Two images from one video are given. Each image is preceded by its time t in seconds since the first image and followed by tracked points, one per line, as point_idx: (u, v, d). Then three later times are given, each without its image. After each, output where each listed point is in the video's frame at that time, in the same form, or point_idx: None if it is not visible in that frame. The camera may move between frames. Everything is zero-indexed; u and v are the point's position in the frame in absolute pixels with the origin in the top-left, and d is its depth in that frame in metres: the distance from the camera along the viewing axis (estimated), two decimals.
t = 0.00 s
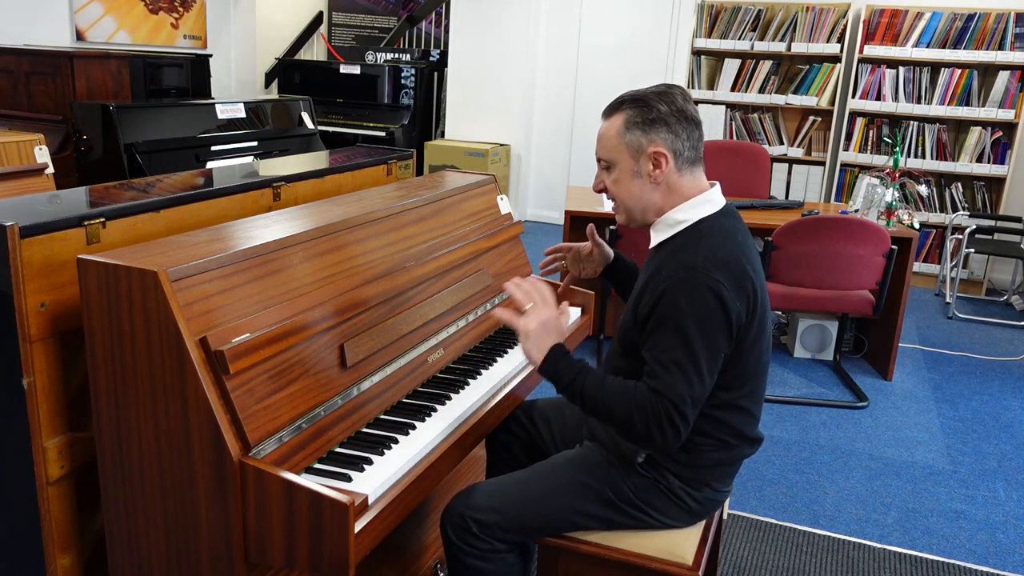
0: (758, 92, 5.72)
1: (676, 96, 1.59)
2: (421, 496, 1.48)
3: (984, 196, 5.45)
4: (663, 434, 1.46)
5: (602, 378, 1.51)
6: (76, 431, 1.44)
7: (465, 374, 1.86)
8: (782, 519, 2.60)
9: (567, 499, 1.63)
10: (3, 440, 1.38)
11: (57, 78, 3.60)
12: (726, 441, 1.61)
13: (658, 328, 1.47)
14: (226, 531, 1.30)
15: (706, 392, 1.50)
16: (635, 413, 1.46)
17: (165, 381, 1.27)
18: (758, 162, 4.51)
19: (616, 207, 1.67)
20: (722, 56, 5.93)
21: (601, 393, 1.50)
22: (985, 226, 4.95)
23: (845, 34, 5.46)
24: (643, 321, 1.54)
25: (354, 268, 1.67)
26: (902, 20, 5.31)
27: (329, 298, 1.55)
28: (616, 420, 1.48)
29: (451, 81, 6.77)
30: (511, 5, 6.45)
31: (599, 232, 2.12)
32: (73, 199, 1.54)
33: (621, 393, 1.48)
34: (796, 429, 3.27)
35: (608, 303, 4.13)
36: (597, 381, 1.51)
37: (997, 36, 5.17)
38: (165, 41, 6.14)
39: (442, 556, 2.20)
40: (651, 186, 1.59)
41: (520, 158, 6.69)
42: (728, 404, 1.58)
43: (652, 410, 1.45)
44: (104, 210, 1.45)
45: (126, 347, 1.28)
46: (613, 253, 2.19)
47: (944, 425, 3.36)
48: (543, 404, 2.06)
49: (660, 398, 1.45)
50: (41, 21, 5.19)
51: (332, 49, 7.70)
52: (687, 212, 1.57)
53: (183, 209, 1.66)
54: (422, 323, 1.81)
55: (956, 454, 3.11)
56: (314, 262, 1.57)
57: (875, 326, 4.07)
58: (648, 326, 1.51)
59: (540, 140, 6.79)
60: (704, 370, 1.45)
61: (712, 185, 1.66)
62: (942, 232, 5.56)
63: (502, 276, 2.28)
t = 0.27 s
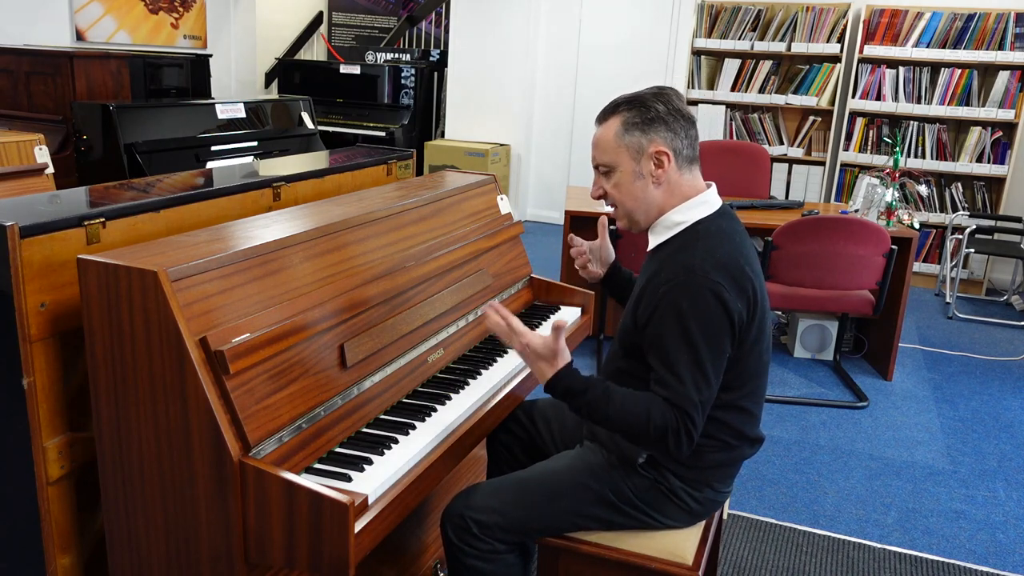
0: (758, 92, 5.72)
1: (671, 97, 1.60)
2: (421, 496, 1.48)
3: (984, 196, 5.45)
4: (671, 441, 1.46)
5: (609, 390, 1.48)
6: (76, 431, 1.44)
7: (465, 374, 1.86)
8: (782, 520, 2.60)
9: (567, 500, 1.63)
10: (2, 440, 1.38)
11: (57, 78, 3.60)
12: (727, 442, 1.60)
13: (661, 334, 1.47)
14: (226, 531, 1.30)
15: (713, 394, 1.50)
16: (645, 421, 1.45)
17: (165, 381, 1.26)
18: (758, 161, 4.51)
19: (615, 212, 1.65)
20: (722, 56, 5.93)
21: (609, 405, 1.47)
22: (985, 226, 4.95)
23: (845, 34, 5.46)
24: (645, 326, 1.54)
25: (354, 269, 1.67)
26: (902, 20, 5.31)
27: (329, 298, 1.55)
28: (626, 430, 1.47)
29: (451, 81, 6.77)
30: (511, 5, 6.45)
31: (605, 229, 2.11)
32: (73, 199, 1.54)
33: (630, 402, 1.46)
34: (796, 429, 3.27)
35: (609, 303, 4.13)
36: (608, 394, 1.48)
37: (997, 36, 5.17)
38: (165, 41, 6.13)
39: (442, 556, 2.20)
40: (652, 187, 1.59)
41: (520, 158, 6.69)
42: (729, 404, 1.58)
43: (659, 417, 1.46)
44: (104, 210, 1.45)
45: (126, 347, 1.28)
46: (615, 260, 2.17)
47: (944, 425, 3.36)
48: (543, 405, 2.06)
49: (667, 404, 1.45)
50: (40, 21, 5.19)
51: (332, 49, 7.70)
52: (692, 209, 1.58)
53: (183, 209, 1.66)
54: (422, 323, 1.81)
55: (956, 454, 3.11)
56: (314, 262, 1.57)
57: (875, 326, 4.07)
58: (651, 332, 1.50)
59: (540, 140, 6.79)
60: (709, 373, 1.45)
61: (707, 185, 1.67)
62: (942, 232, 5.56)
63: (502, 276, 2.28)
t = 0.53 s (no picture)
0: (758, 92, 5.72)
1: (661, 105, 1.57)
2: (421, 496, 1.48)
3: (984, 196, 5.44)
4: (676, 448, 1.48)
5: (592, 422, 1.52)
6: (77, 431, 1.44)
7: (465, 374, 1.86)
8: (782, 519, 2.60)
9: (570, 502, 1.62)
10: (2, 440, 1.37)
11: (57, 78, 3.61)
12: (728, 442, 1.60)
13: (663, 340, 1.47)
14: (227, 532, 1.30)
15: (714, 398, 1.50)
16: (640, 441, 1.48)
17: (165, 380, 1.26)
18: (757, 161, 4.51)
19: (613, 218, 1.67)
20: (722, 56, 5.93)
21: (596, 436, 1.51)
22: (985, 226, 4.95)
23: (845, 34, 5.46)
24: (645, 330, 1.54)
25: (354, 268, 1.67)
26: (902, 19, 5.31)
27: (329, 298, 1.55)
28: (622, 454, 1.51)
29: (451, 81, 6.77)
30: (511, 4, 6.45)
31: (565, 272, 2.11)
32: (73, 199, 1.54)
33: (619, 429, 1.50)
34: (796, 429, 3.27)
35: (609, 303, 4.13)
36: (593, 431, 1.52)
37: (997, 36, 5.17)
38: (165, 41, 6.14)
39: (442, 556, 2.19)
40: (642, 197, 1.59)
41: (520, 158, 6.69)
42: (730, 405, 1.58)
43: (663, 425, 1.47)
44: (104, 210, 1.45)
45: (126, 347, 1.29)
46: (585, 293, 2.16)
47: (944, 425, 3.36)
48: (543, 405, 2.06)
49: (670, 411, 1.46)
50: (41, 21, 5.19)
51: (332, 49, 7.70)
52: (683, 217, 1.57)
53: (183, 209, 1.66)
54: (422, 323, 1.81)
55: (956, 454, 3.11)
56: (314, 262, 1.57)
57: (875, 326, 4.07)
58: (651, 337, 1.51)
59: (540, 140, 6.79)
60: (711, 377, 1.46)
61: (707, 187, 1.65)
62: (942, 233, 5.56)
63: (502, 276, 2.28)
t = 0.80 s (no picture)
0: (758, 92, 5.72)
1: (655, 105, 1.59)
2: (421, 496, 1.48)
3: (984, 196, 5.44)
4: (672, 449, 1.48)
5: (590, 418, 1.52)
6: (76, 430, 1.44)
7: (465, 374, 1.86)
8: (782, 519, 2.60)
9: (570, 502, 1.63)
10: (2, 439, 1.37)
11: (57, 78, 3.61)
12: (728, 442, 1.61)
13: (659, 341, 1.47)
14: (227, 532, 1.30)
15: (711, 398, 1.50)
16: (636, 440, 1.48)
17: (165, 380, 1.26)
18: (758, 161, 4.51)
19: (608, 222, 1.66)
20: (722, 56, 5.93)
21: (593, 432, 1.51)
22: (985, 226, 4.95)
23: (845, 34, 5.46)
24: (642, 332, 1.54)
25: (354, 268, 1.67)
26: (902, 20, 5.31)
27: (329, 298, 1.55)
28: (618, 452, 1.51)
29: (451, 81, 6.77)
30: (511, 5, 6.45)
31: (569, 268, 2.12)
32: (73, 199, 1.54)
33: (614, 426, 1.50)
34: (796, 429, 3.27)
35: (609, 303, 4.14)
36: (591, 427, 1.52)
37: (997, 36, 5.17)
38: (165, 41, 6.13)
39: (442, 556, 2.19)
40: (640, 197, 1.59)
41: (520, 159, 6.69)
42: (729, 405, 1.58)
43: (659, 427, 1.47)
44: (104, 210, 1.45)
45: (126, 347, 1.29)
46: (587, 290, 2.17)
47: (944, 425, 3.36)
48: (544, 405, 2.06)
49: (666, 412, 1.46)
50: (41, 21, 5.19)
51: (332, 49, 7.70)
52: (683, 214, 1.57)
53: (183, 209, 1.66)
54: (422, 323, 1.81)
55: (956, 454, 3.11)
56: (314, 262, 1.57)
57: (874, 326, 4.07)
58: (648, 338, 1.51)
59: (540, 140, 6.78)
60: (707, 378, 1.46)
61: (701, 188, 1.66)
62: (942, 232, 5.56)
63: (502, 276, 2.28)
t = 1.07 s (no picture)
0: (758, 92, 5.72)
1: (655, 107, 1.58)
2: (421, 496, 1.48)
3: (984, 196, 5.44)
4: (669, 448, 1.47)
5: (587, 418, 1.52)
6: (77, 430, 1.44)
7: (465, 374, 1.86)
8: (782, 519, 2.60)
9: (570, 502, 1.63)
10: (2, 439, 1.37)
11: (57, 78, 3.61)
12: (727, 442, 1.61)
13: (658, 340, 1.47)
14: (227, 532, 1.30)
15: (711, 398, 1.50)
16: (634, 439, 1.48)
17: (165, 380, 1.26)
18: (757, 161, 4.51)
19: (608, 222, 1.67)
20: (722, 56, 5.93)
21: (589, 431, 1.51)
22: (985, 226, 4.95)
23: (845, 34, 5.46)
24: (642, 331, 1.54)
25: (354, 268, 1.67)
26: (902, 20, 5.31)
27: (329, 298, 1.55)
28: (615, 450, 1.50)
29: (451, 81, 6.77)
30: (511, 5, 6.46)
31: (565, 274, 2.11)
32: (73, 200, 1.54)
33: (613, 424, 1.50)
34: (796, 429, 3.27)
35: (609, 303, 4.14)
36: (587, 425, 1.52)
37: (997, 36, 5.17)
38: (165, 41, 6.13)
39: (442, 557, 2.20)
40: (638, 199, 1.59)
41: (520, 159, 6.69)
42: (728, 405, 1.58)
43: (656, 425, 1.47)
44: (104, 210, 1.45)
45: (126, 347, 1.29)
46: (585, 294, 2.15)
47: (944, 425, 3.36)
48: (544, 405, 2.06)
49: (664, 411, 1.45)
50: (41, 21, 5.19)
51: (332, 49, 7.70)
52: (679, 217, 1.57)
53: (183, 209, 1.66)
54: (422, 323, 1.81)
55: (956, 454, 3.11)
56: (314, 262, 1.57)
57: (875, 326, 4.07)
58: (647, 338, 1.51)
59: (540, 140, 6.78)
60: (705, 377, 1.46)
61: (701, 188, 1.66)
62: (942, 233, 5.56)
63: (502, 276, 2.28)
